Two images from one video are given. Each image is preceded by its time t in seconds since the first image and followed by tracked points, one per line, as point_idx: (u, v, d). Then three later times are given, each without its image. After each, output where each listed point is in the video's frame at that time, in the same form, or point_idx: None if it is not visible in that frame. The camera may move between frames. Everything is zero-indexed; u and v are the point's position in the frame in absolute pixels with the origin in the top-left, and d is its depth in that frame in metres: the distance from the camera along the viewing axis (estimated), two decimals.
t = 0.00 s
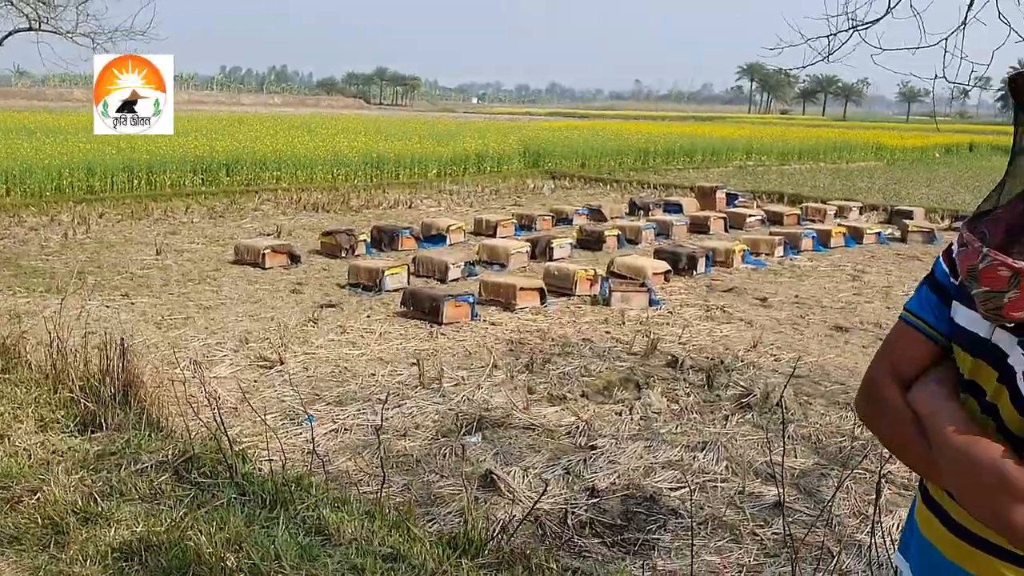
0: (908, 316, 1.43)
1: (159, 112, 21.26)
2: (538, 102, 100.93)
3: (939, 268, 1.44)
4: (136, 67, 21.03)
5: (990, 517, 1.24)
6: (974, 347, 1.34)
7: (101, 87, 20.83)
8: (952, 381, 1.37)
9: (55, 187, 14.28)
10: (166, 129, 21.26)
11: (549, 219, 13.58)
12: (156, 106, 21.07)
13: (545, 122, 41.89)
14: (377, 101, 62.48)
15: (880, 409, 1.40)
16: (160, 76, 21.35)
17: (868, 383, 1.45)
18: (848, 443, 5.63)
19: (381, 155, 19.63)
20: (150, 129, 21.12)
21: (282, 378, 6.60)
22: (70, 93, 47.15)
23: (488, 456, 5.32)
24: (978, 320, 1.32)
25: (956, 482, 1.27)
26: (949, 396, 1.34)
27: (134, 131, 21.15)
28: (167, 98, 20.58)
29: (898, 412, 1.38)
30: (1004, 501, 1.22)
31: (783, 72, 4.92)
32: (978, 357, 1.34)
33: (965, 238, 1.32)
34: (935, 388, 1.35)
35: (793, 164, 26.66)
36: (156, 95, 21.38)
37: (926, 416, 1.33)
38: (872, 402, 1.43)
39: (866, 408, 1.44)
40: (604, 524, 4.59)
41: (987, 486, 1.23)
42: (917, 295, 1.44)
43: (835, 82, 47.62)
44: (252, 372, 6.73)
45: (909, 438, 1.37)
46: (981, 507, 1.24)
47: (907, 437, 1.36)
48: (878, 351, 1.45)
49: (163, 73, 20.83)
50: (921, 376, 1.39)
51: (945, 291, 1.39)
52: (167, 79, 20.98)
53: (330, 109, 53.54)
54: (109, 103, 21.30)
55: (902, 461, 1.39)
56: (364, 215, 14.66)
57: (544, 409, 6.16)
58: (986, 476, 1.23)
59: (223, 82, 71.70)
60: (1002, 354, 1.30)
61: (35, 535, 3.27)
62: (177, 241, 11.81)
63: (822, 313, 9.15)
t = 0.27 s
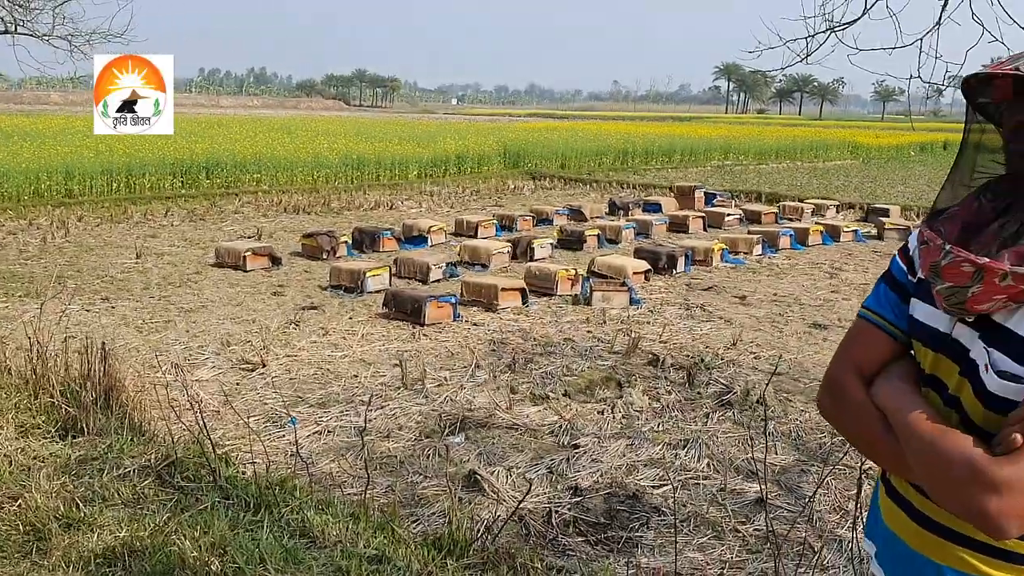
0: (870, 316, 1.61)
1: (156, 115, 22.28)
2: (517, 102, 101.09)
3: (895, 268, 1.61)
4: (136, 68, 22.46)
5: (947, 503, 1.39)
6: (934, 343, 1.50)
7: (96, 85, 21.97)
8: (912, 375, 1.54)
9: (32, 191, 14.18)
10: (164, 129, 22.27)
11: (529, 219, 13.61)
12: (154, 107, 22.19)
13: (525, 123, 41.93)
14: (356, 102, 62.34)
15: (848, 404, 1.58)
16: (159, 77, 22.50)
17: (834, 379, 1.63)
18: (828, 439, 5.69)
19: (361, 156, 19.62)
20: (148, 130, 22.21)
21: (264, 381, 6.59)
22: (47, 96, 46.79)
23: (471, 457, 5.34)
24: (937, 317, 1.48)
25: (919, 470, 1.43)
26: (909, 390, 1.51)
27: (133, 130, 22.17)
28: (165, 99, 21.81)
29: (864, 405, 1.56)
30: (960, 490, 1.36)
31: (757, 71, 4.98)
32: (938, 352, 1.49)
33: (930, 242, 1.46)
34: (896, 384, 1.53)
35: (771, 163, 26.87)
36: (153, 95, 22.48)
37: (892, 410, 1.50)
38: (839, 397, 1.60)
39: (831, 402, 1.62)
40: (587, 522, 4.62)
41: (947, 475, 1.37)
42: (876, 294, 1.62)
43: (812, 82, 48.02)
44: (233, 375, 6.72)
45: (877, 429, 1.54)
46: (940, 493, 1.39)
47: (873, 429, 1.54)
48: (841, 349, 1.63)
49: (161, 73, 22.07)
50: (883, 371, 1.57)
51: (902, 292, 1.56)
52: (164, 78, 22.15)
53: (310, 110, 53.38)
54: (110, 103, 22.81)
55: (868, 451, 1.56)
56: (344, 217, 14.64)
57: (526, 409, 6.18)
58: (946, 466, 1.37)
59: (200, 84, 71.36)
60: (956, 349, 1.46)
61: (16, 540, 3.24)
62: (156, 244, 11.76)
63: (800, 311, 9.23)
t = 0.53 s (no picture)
0: (843, 312, 1.69)
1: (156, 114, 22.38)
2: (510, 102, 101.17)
3: (867, 264, 1.71)
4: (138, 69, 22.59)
5: (922, 483, 1.45)
6: (907, 334, 1.58)
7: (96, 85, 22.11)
8: (885, 366, 1.63)
9: (25, 193, 14.13)
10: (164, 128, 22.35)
11: (524, 219, 13.60)
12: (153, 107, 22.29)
13: (518, 123, 41.92)
14: (350, 102, 62.26)
15: (823, 396, 1.66)
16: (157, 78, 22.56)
17: (808, 376, 1.70)
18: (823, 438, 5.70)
19: (354, 157, 19.60)
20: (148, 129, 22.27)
21: (258, 382, 6.57)
22: (40, 98, 46.66)
23: (467, 457, 5.33)
24: (912, 306, 1.57)
25: (895, 453, 1.49)
26: (883, 378, 1.59)
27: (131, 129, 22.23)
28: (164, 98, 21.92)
29: (839, 397, 1.64)
30: (936, 466, 1.41)
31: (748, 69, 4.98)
32: (911, 341, 1.58)
33: (905, 235, 1.54)
34: (871, 374, 1.60)
35: (764, 163, 26.92)
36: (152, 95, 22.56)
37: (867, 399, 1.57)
38: (814, 391, 1.68)
39: (807, 396, 1.69)
40: (584, 522, 4.62)
41: (924, 454, 1.43)
42: (848, 290, 1.71)
43: (804, 80, 48.13)
44: (228, 376, 6.70)
45: (851, 419, 1.61)
46: (916, 473, 1.45)
47: (849, 420, 1.61)
48: (815, 344, 1.71)
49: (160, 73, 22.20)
50: (857, 364, 1.65)
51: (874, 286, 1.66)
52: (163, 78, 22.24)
53: (303, 110, 53.31)
54: (110, 103, 23.05)
55: (845, 440, 1.63)
56: (338, 217, 14.63)
57: (521, 409, 6.18)
58: (923, 445, 1.43)
59: (193, 85, 71.23)
60: (929, 336, 1.54)
61: (9, 543, 3.22)
62: (150, 245, 11.73)
63: (794, 310, 9.25)
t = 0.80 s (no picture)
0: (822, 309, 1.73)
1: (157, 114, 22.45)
2: (508, 102, 101.32)
3: (843, 265, 1.75)
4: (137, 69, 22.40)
5: (897, 470, 1.46)
6: (882, 329, 1.62)
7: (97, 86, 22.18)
8: (860, 362, 1.65)
9: (23, 194, 14.11)
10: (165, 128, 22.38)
11: (522, 220, 13.60)
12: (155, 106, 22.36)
13: (515, 123, 41.90)
14: (347, 102, 62.22)
15: (803, 392, 1.68)
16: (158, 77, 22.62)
17: (787, 374, 1.73)
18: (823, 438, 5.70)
19: (352, 157, 19.59)
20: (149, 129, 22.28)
21: (257, 384, 6.56)
22: (37, 99, 46.63)
23: (466, 458, 5.33)
24: (885, 301, 1.60)
25: (872, 441, 1.50)
26: (858, 372, 1.61)
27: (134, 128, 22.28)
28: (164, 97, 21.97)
29: (817, 393, 1.66)
30: (909, 450, 1.43)
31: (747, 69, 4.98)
32: (885, 336, 1.61)
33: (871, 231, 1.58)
34: (847, 369, 1.63)
35: (762, 162, 26.94)
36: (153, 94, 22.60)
37: (843, 391, 1.60)
38: (792, 389, 1.70)
39: (785, 395, 1.72)
40: (583, 523, 4.61)
41: (899, 441, 1.45)
42: (825, 289, 1.75)
43: (801, 80, 48.19)
44: (226, 377, 6.69)
45: (829, 414, 1.63)
46: (892, 461, 1.47)
47: (827, 414, 1.63)
48: (793, 342, 1.74)
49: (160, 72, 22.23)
50: (833, 359, 1.67)
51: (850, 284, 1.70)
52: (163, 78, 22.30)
53: (301, 111, 53.28)
54: (110, 103, 23.00)
55: (824, 435, 1.64)
56: (337, 218, 14.63)
57: (520, 410, 6.18)
58: (897, 431, 1.45)
59: (191, 85, 71.18)
60: (902, 328, 1.57)
61: (8, 546, 3.21)
62: (148, 246, 11.72)
63: (793, 309, 9.25)
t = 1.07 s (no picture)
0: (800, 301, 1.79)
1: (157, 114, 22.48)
2: (506, 104, 101.35)
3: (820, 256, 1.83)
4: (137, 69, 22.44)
5: (880, 453, 1.51)
6: (859, 315, 1.67)
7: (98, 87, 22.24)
8: (838, 348, 1.70)
9: (21, 197, 14.10)
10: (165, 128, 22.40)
11: (521, 221, 13.61)
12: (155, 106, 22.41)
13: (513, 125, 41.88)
14: (347, 105, 62.29)
15: (785, 383, 1.73)
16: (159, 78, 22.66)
17: (768, 363, 1.78)
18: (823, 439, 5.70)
19: (351, 159, 19.59)
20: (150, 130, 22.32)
21: (256, 385, 6.56)
22: (36, 101, 46.63)
23: (466, 459, 5.33)
24: (862, 288, 1.65)
25: (855, 425, 1.56)
26: (838, 357, 1.67)
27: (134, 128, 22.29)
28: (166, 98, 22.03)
29: (799, 381, 1.72)
30: (894, 432, 1.48)
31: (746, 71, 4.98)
32: (863, 323, 1.66)
33: (851, 221, 1.63)
34: (827, 356, 1.68)
35: (761, 164, 26.94)
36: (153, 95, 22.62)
37: (826, 378, 1.65)
38: (775, 376, 1.76)
39: (769, 386, 1.77)
40: (584, 524, 4.62)
41: (880, 422, 1.50)
42: (803, 279, 1.82)
43: (800, 82, 48.20)
44: (226, 379, 6.69)
45: (810, 398, 1.69)
46: (873, 442, 1.52)
47: (808, 399, 1.69)
48: (774, 332, 1.80)
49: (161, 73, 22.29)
50: (813, 346, 1.73)
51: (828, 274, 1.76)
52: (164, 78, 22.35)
53: (300, 113, 53.27)
54: (110, 103, 23.03)
55: (805, 420, 1.69)
56: (336, 220, 14.63)
57: (520, 411, 6.18)
58: (879, 414, 1.50)
59: (189, 88, 71.15)
60: (879, 315, 1.62)
61: (9, 548, 3.20)
62: (147, 248, 11.72)
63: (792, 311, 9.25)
